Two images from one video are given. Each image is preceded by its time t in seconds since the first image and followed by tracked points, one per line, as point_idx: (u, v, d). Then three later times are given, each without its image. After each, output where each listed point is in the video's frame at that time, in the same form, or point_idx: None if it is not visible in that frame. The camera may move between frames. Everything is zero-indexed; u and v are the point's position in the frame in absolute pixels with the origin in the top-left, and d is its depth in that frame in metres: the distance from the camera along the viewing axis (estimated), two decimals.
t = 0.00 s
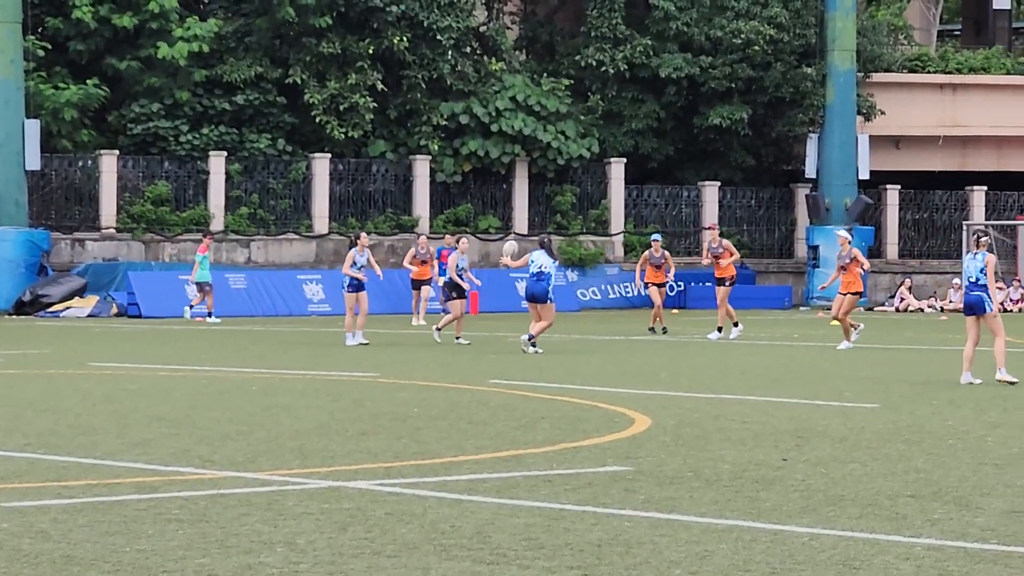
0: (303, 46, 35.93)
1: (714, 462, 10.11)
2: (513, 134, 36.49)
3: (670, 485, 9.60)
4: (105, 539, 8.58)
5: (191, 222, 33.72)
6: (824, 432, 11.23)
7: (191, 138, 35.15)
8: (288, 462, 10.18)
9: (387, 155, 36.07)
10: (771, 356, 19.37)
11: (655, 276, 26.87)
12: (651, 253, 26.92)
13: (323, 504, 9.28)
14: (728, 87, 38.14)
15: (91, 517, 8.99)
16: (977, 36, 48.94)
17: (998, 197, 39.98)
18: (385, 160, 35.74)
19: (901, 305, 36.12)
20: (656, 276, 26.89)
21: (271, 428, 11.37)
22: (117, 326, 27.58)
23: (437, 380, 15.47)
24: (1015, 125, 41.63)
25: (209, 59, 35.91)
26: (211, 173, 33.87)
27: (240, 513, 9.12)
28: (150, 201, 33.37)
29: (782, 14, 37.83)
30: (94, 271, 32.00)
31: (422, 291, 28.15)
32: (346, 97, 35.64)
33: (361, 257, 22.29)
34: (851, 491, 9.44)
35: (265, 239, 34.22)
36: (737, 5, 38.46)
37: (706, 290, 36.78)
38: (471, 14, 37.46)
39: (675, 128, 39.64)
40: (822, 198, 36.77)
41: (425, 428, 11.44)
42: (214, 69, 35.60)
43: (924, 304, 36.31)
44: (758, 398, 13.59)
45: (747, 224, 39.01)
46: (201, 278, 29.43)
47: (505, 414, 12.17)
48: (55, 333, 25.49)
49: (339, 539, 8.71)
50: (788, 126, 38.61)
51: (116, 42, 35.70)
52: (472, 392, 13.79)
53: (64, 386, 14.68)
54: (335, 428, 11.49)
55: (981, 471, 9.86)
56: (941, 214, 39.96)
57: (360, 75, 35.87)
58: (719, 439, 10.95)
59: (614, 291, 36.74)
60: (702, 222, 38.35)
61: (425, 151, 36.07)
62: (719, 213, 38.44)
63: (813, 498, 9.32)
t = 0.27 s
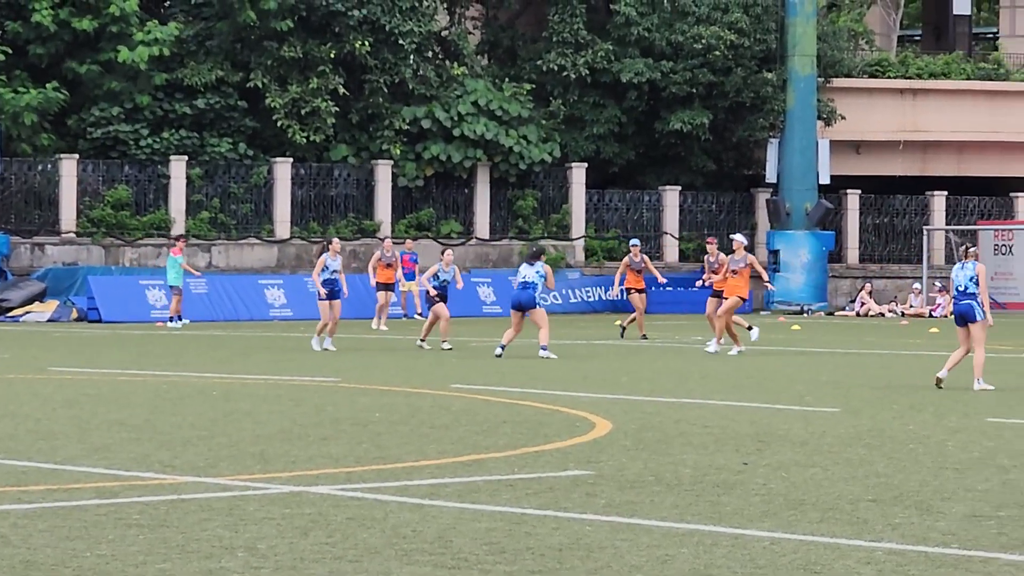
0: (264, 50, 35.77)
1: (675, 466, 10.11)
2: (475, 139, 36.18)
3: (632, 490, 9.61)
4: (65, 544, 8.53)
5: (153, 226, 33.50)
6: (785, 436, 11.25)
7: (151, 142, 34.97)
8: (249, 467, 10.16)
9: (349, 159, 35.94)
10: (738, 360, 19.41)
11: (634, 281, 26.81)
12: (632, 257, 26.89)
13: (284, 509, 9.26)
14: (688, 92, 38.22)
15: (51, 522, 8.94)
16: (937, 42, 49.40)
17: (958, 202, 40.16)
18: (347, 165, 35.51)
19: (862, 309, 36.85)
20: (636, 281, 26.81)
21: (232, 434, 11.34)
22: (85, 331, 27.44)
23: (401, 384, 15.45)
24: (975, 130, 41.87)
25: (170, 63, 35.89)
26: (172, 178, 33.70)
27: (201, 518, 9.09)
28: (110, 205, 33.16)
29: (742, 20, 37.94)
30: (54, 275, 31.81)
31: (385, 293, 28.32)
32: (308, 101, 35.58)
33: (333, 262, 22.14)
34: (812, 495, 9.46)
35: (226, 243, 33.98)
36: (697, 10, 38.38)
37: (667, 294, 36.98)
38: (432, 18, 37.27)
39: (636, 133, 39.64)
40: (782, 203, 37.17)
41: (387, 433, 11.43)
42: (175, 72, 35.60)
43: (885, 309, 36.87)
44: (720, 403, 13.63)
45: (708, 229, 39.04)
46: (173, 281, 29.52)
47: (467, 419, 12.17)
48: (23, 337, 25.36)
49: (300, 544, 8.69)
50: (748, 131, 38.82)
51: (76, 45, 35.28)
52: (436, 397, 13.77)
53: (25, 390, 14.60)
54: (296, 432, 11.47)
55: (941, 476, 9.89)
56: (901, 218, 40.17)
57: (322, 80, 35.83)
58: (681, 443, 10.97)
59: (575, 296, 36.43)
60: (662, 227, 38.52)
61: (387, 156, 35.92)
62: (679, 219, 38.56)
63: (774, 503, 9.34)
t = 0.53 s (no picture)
0: (219, 53, 35.48)
1: (628, 470, 10.12)
2: (430, 142, 36.04)
3: (586, 493, 9.62)
4: (18, 547, 8.49)
5: (106, 229, 33.15)
6: (738, 440, 11.27)
7: (104, 145, 34.76)
8: (203, 471, 10.14)
9: (304, 162, 35.71)
10: (697, 364, 19.44)
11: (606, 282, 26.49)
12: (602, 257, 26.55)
13: (238, 513, 9.24)
14: (643, 96, 38.01)
15: (4, 525, 8.90)
16: (892, 47, 49.35)
17: (913, 206, 40.14)
18: (301, 168, 35.36)
19: (816, 313, 37.27)
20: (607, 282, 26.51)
21: (186, 437, 11.33)
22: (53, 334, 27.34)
23: (357, 388, 15.43)
24: (929, 134, 41.94)
25: (124, 65, 35.65)
26: (125, 181, 33.43)
27: (155, 522, 9.06)
28: (63, 207, 32.81)
29: (697, 24, 37.81)
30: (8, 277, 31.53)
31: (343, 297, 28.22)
32: (263, 104, 35.36)
33: (299, 269, 22.11)
34: (766, 499, 9.48)
35: (180, 247, 33.81)
36: (651, 13, 38.11)
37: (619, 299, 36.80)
38: (388, 21, 36.98)
39: (591, 137, 39.36)
40: (737, 207, 37.21)
41: (342, 436, 11.43)
42: (129, 74, 35.35)
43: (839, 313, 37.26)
44: (675, 408, 13.66)
45: (663, 233, 39.04)
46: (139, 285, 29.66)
47: (422, 422, 12.18)
48: None
49: (254, 547, 8.66)
50: (703, 135, 38.58)
51: (31, 47, 35.03)
52: (392, 401, 13.77)
53: None
54: (251, 436, 11.47)
55: (896, 480, 9.92)
56: (856, 222, 40.01)
57: (276, 83, 35.56)
58: (635, 447, 10.98)
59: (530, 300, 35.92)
60: (617, 231, 38.14)
61: (342, 160, 35.73)
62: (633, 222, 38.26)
63: (728, 507, 9.35)
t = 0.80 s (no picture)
0: (172, 52, 35.17)
1: (580, 470, 10.12)
2: (383, 142, 35.94)
3: (539, 494, 9.62)
4: None
5: (59, 228, 32.97)
6: (690, 441, 11.27)
7: (57, 144, 34.40)
8: (154, 470, 10.12)
9: (257, 162, 35.42)
10: (655, 364, 19.47)
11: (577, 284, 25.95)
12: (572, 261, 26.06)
13: (191, 513, 9.22)
14: (597, 96, 37.96)
15: None
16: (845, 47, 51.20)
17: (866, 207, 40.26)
18: (255, 168, 35.22)
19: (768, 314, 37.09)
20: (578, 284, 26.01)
21: (138, 437, 11.30)
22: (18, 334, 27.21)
23: (309, 388, 15.39)
24: (881, 135, 41.93)
25: (76, 64, 35.33)
26: (78, 179, 33.24)
27: (106, 522, 9.02)
28: (16, 207, 32.65)
29: (650, 25, 37.72)
30: None
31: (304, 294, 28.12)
32: (215, 103, 35.00)
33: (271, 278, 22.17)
34: (718, 500, 9.48)
35: (132, 246, 33.47)
36: (607, 14, 37.91)
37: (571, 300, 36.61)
38: (343, 20, 36.66)
39: (545, 137, 39.22)
40: (691, 207, 37.37)
41: (295, 436, 11.42)
42: (82, 73, 35.01)
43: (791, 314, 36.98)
44: (628, 408, 13.68)
45: (615, 233, 39.15)
46: (104, 284, 29.78)
47: (375, 422, 12.18)
48: None
49: (207, 547, 8.63)
50: (657, 136, 38.70)
51: None
52: (345, 401, 13.76)
53: None
54: (203, 436, 11.45)
55: (848, 481, 9.94)
56: (808, 223, 40.12)
57: (230, 81, 35.15)
58: (587, 447, 10.98)
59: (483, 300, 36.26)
60: (571, 231, 38.25)
61: (295, 159, 35.49)
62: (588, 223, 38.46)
63: (680, 507, 9.35)
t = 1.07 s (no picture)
0: (123, 50, 35.00)
1: (531, 469, 10.13)
2: (336, 141, 35.97)
3: (491, 493, 9.62)
4: None
5: (10, 225, 32.68)
6: (641, 440, 11.31)
7: (7, 140, 34.13)
8: (105, 469, 10.10)
9: (209, 160, 35.34)
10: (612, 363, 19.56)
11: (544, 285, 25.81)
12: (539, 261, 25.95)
13: (142, 511, 9.20)
14: (550, 96, 37.95)
15: None
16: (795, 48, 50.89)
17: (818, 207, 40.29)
18: (207, 166, 35.18)
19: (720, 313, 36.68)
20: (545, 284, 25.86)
21: (89, 436, 11.29)
22: None
23: (261, 387, 15.39)
24: (834, 136, 41.94)
25: (26, 61, 35.16)
26: (29, 177, 33.00)
27: (57, 520, 8.99)
28: None
29: (603, 25, 37.77)
30: None
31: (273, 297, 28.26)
32: (167, 101, 34.88)
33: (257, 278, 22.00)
34: (669, 499, 9.49)
35: (83, 244, 33.29)
36: (559, 14, 38.00)
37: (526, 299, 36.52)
38: (294, 19, 36.57)
39: (498, 137, 39.10)
40: (642, 208, 37.00)
41: (247, 435, 11.42)
42: (33, 70, 34.94)
43: (743, 314, 36.49)
44: (579, 407, 13.75)
45: (568, 233, 39.01)
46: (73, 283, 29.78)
47: (328, 421, 12.20)
48: None
49: (158, 546, 8.60)
50: (609, 136, 38.66)
51: None
52: (296, 400, 13.77)
53: None
54: (155, 435, 11.45)
55: (800, 480, 9.98)
56: (760, 223, 40.13)
57: (181, 80, 35.03)
58: (539, 446, 11.00)
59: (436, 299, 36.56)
60: (523, 231, 38.08)
61: (247, 158, 35.34)
62: (540, 222, 38.22)
63: (631, 507, 9.36)
